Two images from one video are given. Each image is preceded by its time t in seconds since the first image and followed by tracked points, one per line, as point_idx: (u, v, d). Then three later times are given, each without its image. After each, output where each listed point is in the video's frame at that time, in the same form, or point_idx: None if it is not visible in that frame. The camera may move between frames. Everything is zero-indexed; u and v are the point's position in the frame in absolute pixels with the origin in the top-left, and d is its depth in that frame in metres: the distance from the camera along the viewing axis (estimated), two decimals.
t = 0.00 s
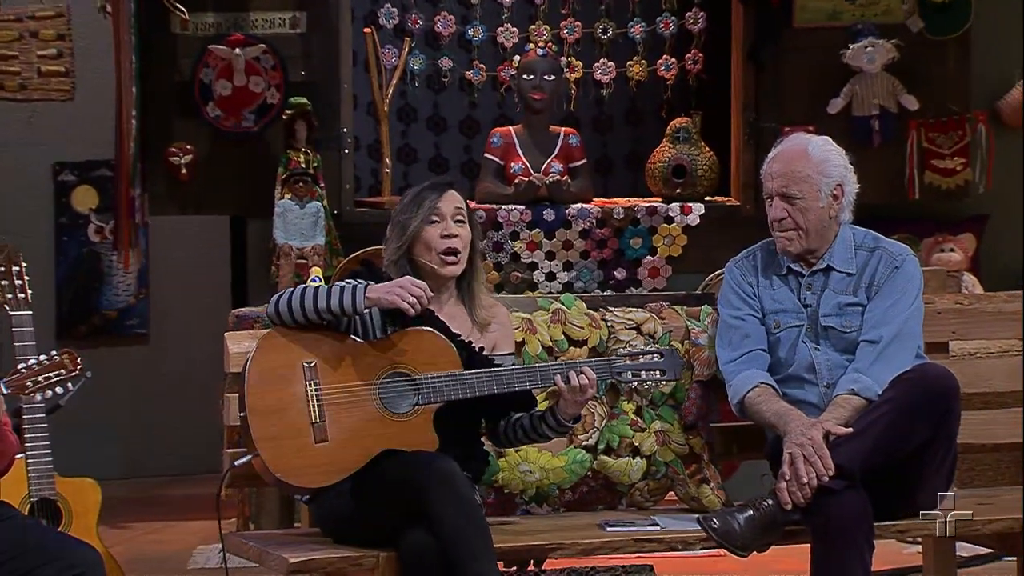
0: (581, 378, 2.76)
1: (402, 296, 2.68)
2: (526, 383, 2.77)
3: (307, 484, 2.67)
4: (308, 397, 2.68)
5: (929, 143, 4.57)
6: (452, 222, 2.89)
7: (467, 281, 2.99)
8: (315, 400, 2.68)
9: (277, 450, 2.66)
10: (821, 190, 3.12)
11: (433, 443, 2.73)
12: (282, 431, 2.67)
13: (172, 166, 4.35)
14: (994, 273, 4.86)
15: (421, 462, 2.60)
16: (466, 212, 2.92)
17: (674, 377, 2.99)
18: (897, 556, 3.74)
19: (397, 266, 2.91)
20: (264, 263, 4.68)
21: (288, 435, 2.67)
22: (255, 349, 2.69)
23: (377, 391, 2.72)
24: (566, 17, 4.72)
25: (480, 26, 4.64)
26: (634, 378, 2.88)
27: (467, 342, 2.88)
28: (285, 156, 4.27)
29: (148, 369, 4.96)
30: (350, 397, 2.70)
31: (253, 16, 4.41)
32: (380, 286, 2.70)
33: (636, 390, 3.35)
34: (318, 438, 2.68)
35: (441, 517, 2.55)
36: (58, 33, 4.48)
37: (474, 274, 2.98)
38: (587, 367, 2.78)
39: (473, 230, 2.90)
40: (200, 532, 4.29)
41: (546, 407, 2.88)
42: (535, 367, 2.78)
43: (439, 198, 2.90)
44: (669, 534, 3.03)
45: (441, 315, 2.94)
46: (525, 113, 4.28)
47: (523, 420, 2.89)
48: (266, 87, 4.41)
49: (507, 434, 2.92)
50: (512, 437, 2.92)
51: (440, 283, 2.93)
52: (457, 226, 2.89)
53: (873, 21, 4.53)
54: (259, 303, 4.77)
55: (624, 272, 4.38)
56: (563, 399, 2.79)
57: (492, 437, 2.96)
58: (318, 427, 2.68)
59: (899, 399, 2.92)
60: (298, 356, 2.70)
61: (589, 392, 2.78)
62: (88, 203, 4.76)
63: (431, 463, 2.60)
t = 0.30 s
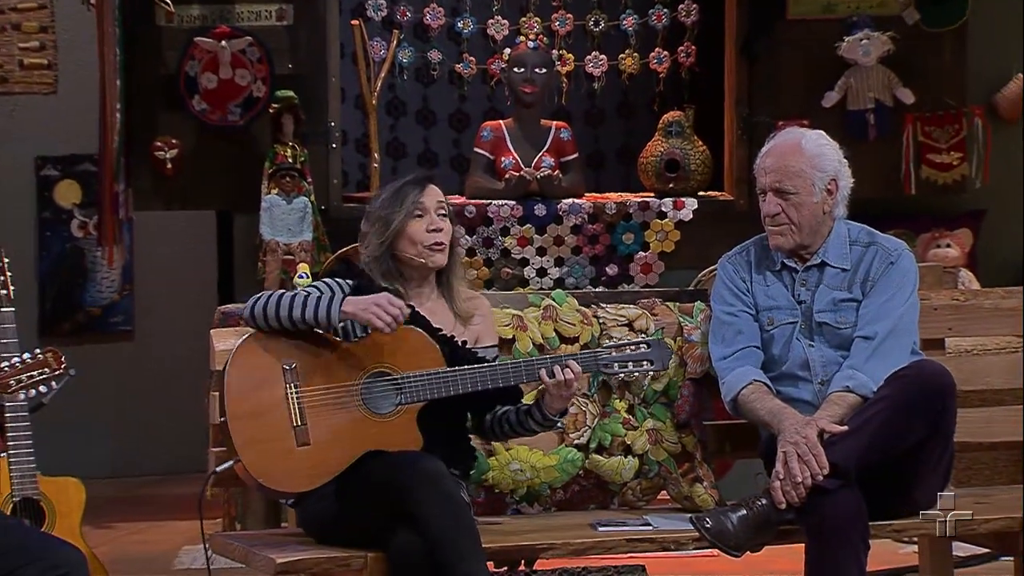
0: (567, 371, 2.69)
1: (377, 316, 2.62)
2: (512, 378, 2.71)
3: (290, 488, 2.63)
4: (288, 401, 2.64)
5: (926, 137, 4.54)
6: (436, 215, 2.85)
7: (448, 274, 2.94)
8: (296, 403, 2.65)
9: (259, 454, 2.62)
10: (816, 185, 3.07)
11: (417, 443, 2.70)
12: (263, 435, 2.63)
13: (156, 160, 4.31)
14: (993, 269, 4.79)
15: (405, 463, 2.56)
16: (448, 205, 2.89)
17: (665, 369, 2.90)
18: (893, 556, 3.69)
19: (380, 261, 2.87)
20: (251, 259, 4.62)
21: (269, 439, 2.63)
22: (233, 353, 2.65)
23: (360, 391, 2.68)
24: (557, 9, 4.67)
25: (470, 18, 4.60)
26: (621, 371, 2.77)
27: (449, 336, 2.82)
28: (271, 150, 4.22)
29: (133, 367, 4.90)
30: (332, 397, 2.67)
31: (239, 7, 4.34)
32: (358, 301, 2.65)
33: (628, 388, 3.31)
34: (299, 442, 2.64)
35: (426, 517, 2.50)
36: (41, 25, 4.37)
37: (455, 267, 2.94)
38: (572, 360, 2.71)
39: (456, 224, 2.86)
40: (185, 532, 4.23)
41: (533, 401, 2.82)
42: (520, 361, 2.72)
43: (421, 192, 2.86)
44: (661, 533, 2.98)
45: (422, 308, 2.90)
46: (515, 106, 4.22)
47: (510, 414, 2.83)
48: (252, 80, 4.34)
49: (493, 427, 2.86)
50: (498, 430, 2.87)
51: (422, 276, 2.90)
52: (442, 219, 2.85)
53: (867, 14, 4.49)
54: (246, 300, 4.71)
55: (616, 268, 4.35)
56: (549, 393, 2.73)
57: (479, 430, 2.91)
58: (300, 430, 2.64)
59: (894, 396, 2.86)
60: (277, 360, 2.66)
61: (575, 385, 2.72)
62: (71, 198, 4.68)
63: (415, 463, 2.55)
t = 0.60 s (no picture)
0: (547, 362, 2.63)
1: (338, 358, 2.58)
2: (493, 372, 2.65)
3: (273, 497, 2.62)
4: (265, 409, 2.64)
5: (924, 131, 4.48)
6: (422, 210, 2.83)
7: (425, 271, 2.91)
8: (273, 411, 2.64)
9: (237, 462, 2.61)
10: (813, 180, 3.03)
11: (400, 443, 2.67)
12: (241, 442, 2.62)
13: (144, 155, 4.24)
14: (993, 266, 4.76)
15: (389, 465, 2.53)
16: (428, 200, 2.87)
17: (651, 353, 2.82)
18: (891, 557, 3.65)
19: (368, 258, 2.81)
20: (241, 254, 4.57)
21: (249, 448, 2.62)
22: (204, 367, 2.66)
23: (337, 395, 2.67)
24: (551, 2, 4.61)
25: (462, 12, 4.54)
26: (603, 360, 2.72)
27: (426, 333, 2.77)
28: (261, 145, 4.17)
29: (122, 364, 4.85)
30: (310, 400, 2.66)
31: None
32: (323, 335, 2.59)
33: (623, 386, 3.27)
34: (280, 449, 2.63)
35: (413, 519, 2.48)
36: (27, 19, 4.41)
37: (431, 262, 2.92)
38: (553, 351, 2.65)
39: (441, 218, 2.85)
40: (173, 532, 4.18)
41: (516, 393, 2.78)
42: (501, 354, 2.66)
43: (408, 187, 2.82)
44: (656, 533, 2.94)
45: (398, 305, 2.85)
46: (508, 102, 4.16)
47: (494, 407, 2.80)
48: (241, 75, 4.29)
49: (479, 420, 2.83)
50: (484, 423, 2.83)
51: (402, 273, 2.86)
52: (429, 213, 2.83)
53: (866, 7, 4.44)
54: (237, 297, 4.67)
55: (610, 264, 4.32)
56: (531, 385, 2.67)
57: (463, 424, 2.88)
58: (280, 437, 2.63)
59: (892, 394, 2.82)
60: (251, 369, 2.67)
61: (556, 377, 2.65)
62: (58, 194, 4.65)
63: (397, 465, 2.52)
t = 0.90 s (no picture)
0: (528, 346, 2.63)
1: (327, 337, 2.55)
2: (475, 361, 2.64)
3: (260, 504, 2.59)
4: (247, 416, 2.59)
5: (923, 126, 4.45)
6: (401, 206, 2.79)
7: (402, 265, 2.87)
8: (256, 419, 2.59)
9: (221, 474, 2.58)
10: (810, 175, 2.99)
11: (388, 440, 2.63)
12: (224, 453, 2.59)
13: (134, 150, 4.19)
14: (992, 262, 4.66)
15: (375, 466, 2.50)
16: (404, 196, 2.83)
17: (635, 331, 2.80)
18: (889, 557, 3.61)
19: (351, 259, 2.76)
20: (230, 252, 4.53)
21: (233, 457, 2.58)
22: (183, 378, 2.62)
23: (322, 388, 2.62)
24: None
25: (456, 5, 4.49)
26: (585, 339, 2.70)
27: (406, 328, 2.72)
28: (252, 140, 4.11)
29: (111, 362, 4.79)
30: (292, 405, 2.61)
31: None
32: (305, 318, 2.56)
33: (618, 384, 3.22)
34: (265, 457, 2.58)
35: (401, 519, 2.46)
36: (14, 11, 4.29)
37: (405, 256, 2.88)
38: (533, 335, 2.66)
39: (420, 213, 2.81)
40: (162, 532, 4.13)
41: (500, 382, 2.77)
42: (481, 343, 2.65)
43: (384, 183, 2.78)
44: (651, 533, 2.90)
45: (376, 303, 2.81)
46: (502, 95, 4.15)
47: (478, 398, 2.78)
48: (232, 69, 4.22)
49: (463, 414, 2.81)
50: (468, 417, 2.82)
51: (380, 270, 2.81)
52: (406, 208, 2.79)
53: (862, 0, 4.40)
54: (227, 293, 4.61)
55: (605, 260, 4.27)
56: (514, 371, 2.67)
57: (450, 419, 2.86)
58: (264, 445, 2.58)
59: (890, 392, 2.78)
60: (232, 379, 2.62)
61: (538, 361, 2.65)
62: (45, 189, 4.55)
63: (383, 465, 2.50)
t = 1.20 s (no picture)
0: (520, 342, 2.60)
1: (319, 350, 2.55)
2: (467, 358, 2.61)
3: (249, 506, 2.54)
4: (236, 417, 2.57)
5: (921, 121, 4.42)
6: (371, 201, 2.75)
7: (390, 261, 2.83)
8: (245, 419, 2.57)
9: (210, 476, 2.55)
10: (806, 171, 2.95)
11: (379, 441, 2.59)
12: (213, 455, 2.55)
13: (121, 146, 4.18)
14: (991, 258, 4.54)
15: (368, 467, 2.47)
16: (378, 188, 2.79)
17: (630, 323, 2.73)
18: (889, 556, 3.55)
19: (316, 256, 2.76)
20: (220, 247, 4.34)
21: (222, 458, 2.55)
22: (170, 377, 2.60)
23: (308, 390, 2.60)
24: None
25: None
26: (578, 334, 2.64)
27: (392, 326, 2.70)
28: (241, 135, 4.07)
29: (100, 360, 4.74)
30: (281, 406, 2.59)
31: None
32: (294, 332, 2.55)
33: (612, 382, 3.18)
34: (254, 458, 2.54)
35: (394, 521, 2.42)
36: None
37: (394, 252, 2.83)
38: (524, 331, 2.62)
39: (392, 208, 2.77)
40: (152, 532, 4.09)
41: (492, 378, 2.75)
42: (472, 340, 2.61)
43: (352, 178, 2.75)
44: (647, 533, 2.86)
45: (364, 300, 2.78)
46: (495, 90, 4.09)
47: (469, 394, 2.77)
48: (221, 63, 4.18)
49: (456, 413, 2.79)
50: (461, 416, 2.80)
51: (360, 266, 2.79)
52: (377, 203, 2.75)
53: None
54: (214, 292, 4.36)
55: (599, 257, 4.23)
56: (506, 367, 2.64)
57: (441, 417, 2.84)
58: (253, 445, 2.55)
59: (887, 390, 2.75)
60: (219, 380, 2.59)
61: (530, 357, 2.62)
62: (31, 184, 4.05)
63: (378, 466, 2.46)
